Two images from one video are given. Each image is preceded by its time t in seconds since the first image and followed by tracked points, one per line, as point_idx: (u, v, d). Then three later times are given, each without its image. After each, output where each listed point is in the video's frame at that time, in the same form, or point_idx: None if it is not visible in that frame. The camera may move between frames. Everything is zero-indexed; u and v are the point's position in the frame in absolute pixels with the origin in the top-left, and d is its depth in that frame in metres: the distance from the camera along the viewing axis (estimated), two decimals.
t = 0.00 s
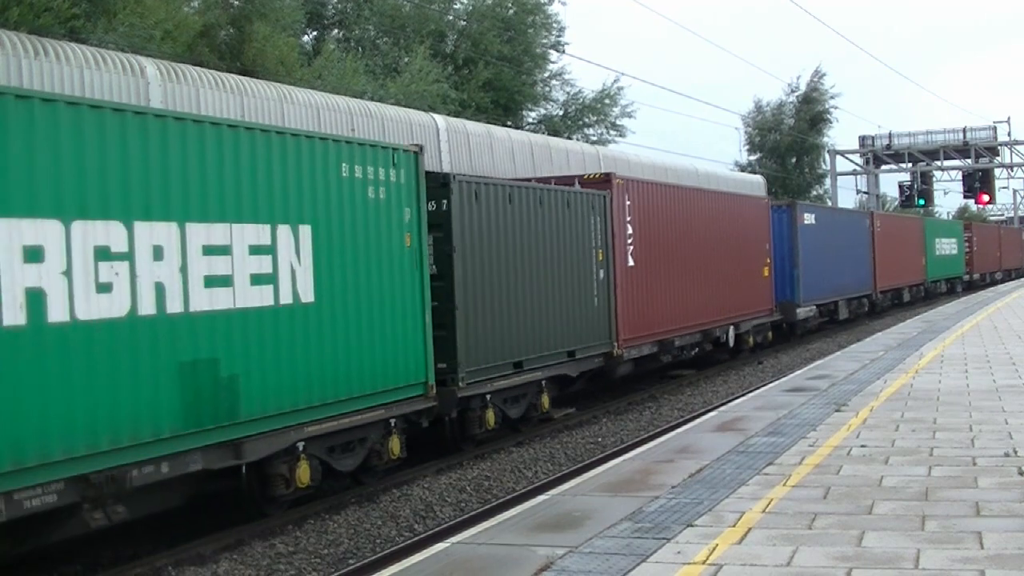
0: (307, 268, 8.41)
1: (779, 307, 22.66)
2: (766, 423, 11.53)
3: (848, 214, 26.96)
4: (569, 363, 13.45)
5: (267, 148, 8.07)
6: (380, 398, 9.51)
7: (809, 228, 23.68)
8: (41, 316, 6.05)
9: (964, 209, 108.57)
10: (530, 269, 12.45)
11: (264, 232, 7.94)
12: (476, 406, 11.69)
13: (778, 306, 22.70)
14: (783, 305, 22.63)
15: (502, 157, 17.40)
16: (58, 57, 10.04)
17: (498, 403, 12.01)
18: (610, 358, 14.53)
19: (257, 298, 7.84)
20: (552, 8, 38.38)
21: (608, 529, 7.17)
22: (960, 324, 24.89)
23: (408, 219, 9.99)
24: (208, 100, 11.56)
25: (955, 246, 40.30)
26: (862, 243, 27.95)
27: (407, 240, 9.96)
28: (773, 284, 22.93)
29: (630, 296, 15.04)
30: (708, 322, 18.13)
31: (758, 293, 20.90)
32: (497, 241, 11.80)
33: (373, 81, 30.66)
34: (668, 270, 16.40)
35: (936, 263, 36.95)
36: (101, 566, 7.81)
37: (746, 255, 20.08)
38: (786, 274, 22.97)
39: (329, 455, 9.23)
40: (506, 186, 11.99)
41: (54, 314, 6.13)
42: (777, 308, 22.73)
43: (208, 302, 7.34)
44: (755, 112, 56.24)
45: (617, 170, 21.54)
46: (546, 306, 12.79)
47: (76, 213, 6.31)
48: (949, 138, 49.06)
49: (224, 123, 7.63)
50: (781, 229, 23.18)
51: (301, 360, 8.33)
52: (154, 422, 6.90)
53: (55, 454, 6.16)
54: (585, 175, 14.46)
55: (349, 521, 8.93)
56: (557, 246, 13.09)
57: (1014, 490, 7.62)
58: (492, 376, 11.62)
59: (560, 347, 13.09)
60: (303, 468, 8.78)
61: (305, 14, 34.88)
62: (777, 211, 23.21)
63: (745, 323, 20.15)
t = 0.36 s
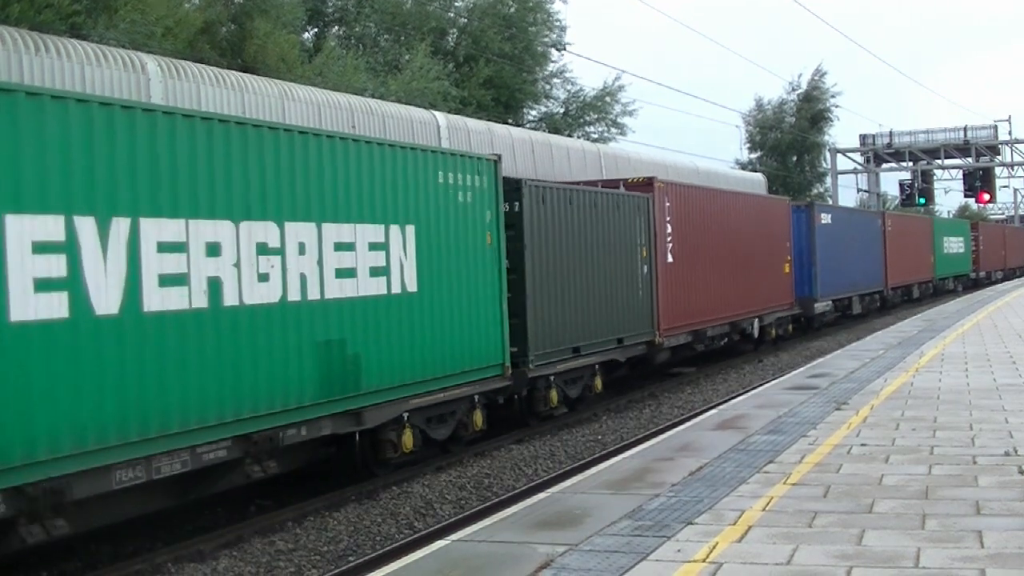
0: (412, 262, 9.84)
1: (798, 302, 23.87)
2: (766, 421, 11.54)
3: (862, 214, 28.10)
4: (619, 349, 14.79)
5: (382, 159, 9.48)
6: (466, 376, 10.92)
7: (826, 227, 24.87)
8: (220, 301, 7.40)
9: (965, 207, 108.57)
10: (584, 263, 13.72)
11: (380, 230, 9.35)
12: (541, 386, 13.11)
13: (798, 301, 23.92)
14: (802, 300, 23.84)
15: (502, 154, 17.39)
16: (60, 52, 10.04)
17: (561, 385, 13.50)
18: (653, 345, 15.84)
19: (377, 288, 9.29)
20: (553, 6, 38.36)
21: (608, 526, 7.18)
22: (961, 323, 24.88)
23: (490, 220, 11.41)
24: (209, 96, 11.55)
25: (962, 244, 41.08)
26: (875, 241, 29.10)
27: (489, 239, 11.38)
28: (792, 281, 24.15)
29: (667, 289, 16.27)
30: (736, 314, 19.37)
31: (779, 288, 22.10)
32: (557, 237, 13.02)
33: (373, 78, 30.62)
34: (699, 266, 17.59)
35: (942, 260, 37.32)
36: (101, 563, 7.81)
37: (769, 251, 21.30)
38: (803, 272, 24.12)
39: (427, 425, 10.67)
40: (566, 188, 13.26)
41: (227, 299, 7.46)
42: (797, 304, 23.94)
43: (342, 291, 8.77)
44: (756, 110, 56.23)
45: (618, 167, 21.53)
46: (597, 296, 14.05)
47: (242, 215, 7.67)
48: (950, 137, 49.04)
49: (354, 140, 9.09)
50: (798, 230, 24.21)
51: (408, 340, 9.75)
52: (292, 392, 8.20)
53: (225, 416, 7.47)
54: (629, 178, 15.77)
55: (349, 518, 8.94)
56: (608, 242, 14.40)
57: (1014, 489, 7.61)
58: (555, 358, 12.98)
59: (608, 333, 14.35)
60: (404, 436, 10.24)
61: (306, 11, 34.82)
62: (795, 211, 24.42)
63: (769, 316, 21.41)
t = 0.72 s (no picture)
0: (492, 258, 11.25)
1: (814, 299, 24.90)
2: (766, 421, 11.54)
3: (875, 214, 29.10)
4: (660, 339, 16.10)
5: (467, 168, 10.86)
6: (535, 360, 12.33)
7: (842, 228, 25.88)
8: (349, 289, 8.83)
9: (966, 206, 108.54)
10: (631, 260, 14.96)
11: (467, 231, 10.76)
12: (594, 370, 14.54)
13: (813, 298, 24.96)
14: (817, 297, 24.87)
15: (502, 153, 17.37)
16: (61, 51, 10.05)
17: (612, 368, 14.91)
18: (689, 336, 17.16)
19: (465, 281, 10.69)
20: (553, 5, 38.35)
21: (608, 525, 7.18)
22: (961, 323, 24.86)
23: (554, 220, 12.80)
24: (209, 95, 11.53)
25: (966, 244, 41.63)
26: (887, 241, 30.10)
27: (553, 238, 12.76)
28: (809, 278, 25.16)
29: (701, 286, 17.52)
30: (762, 309, 20.63)
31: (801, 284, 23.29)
32: (609, 239, 14.22)
33: (373, 77, 30.59)
34: (726, 265, 18.71)
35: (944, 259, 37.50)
36: (101, 561, 7.81)
37: (791, 250, 22.51)
38: (820, 269, 25.20)
39: (501, 402, 12.12)
40: (616, 193, 14.46)
41: (353, 288, 8.87)
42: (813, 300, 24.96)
43: (438, 283, 10.19)
44: (756, 109, 56.21)
45: (618, 167, 21.52)
46: (642, 291, 15.28)
47: (364, 217, 9.11)
48: (950, 136, 49.03)
49: (448, 153, 10.51)
50: (815, 229, 25.29)
51: (487, 326, 11.14)
52: (399, 370, 9.60)
53: (351, 387, 8.90)
54: (668, 183, 17.03)
55: (349, 517, 8.94)
56: (652, 242, 15.64)
57: (1014, 489, 7.60)
58: (608, 347, 14.29)
59: (651, 325, 15.61)
60: (484, 412, 11.67)
61: (306, 10, 34.79)
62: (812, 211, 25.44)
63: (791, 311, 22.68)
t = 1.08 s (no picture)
0: (556, 256, 12.71)
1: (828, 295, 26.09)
2: (765, 421, 11.54)
3: (887, 216, 30.24)
4: (694, 331, 17.44)
5: (535, 175, 12.32)
6: (588, 348, 13.78)
7: (854, 228, 27.06)
8: (445, 281, 10.33)
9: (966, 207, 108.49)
10: (668, 258, 16.28)
11: (535, 231, 12.22)
12: (638, 358, 16.00)
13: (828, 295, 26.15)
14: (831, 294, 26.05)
15: (502, 153, 17.35)
16: (61, 48, 10.06)
17: (652, 356, 16.36)
18: (720, 329, 18.48)
19: (533, 275, 12.14)
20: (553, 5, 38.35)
21: (607, 525, 7.18)
22: (961, 324, 24.85)
23: (606, 221, 14.23)
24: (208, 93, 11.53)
25: (970, 245, 41.89)
26: (898, 242, 31.23)
27: (605, 238, 14.20)
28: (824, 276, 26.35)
29: (729, 281, 18.82)
30: (782, 304, 21.91)
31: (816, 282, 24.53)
32: (647, 238, 15.54)
33: (373, 76, 30.57)
34: (749, 264, 19.92)
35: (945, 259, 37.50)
36: (99, 560, 7.81)
37: (808, 248, 23.77)
38: (835, 268, 26.37)
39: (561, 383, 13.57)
40: (654, 196, 15.80)
41: (448, 282, 10.37)
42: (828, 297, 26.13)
43: (512, 278, 11.65)
44: (756, 110, 56.20)
45: (618, 166, 21.51)
46: (676, 286, 16.60)
47: (456, 220, 10.59)
48: (950, 137, 49.02)
49: (521, 162, 11.95)
50: (831, 229, 26.49)
51: (550, 316, 12.61)
52: (481, 353, 11.07)
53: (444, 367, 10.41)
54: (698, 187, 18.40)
55: (347, 516, 8.94)
56: (686, 241, 16.97)
57: (1012, 490, 7.61)
58: (649, 338, 15.71)
59: (686, 318, 16.92)
60: (546, 394, 13.17)
61: (307, 9, 34.77)
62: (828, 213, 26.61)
63: (809, 307, 23.99)
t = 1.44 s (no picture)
0: (606, 253, 14.08)
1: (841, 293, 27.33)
2: (764, 421, 11.54)
3: (895, 217, 31.44)
4: (724, 324, 18.75)
5: (591, 181, 13.72)
6: (633, 339, 15.16)
7: (864, 229, 28.27)
8: (517, 277, 11.77)
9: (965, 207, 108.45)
10: (699, 258, 17.62)
11: (591, 232, 13.62)
12: (673, 349, 17.36)
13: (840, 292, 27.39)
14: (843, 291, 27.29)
15: (500, 153, 17.34)
16: (59, 50, 10.03)
17: (685, 347, 17.73)
18: (745, 323, 19.75)
19: (587, 272, 13.54)
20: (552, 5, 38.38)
21: (606, 525, 7.18)
22: (959, 323, 24.84)
23: (648, 221, 15.58)
24: (207, 94, 11.52)
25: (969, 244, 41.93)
26: (905, 242, 32.39)
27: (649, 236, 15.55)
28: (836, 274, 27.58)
29: (751, 279, 20.06)
30: (800, 301, 23.13)
31: (829, 279, 25.68)
32: (680, 239, 16.86)
33: (371, 77, 30.57)
34: (768, 263, 21.16)
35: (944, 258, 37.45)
36: (98, 560, 7.82)
37: (823, 247, 24.96)
38: (846, 267, 27.61)
39: (609, 369, 15.02)
40: (687, 200, 17.16)
41: (519, 278, 11.80)
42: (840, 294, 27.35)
43: (571, 274, 13.05)
44: (754, 110, 56.21)
45: (616, 166, 21.50)
46: (705, 284, 17.90)
47: (527, 223, 12.01)
48: (949, 137, 49.01)
49: (579, 170, 13.37)
50: (843, 230, 27.74)
51: (602, 310, 14.01)
52: (544, 341, 12.46)
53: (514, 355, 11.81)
54: (723, 191, 19.73)
55: (346, 516, 8.93)
56: (714, 241, 18.22)
57: (1011, 489, 7.61)
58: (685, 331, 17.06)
59: (714, 312, 18.21)
60: (597, 378, 14.58)
61: (305, 10, 34.75)
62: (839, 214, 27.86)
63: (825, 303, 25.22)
